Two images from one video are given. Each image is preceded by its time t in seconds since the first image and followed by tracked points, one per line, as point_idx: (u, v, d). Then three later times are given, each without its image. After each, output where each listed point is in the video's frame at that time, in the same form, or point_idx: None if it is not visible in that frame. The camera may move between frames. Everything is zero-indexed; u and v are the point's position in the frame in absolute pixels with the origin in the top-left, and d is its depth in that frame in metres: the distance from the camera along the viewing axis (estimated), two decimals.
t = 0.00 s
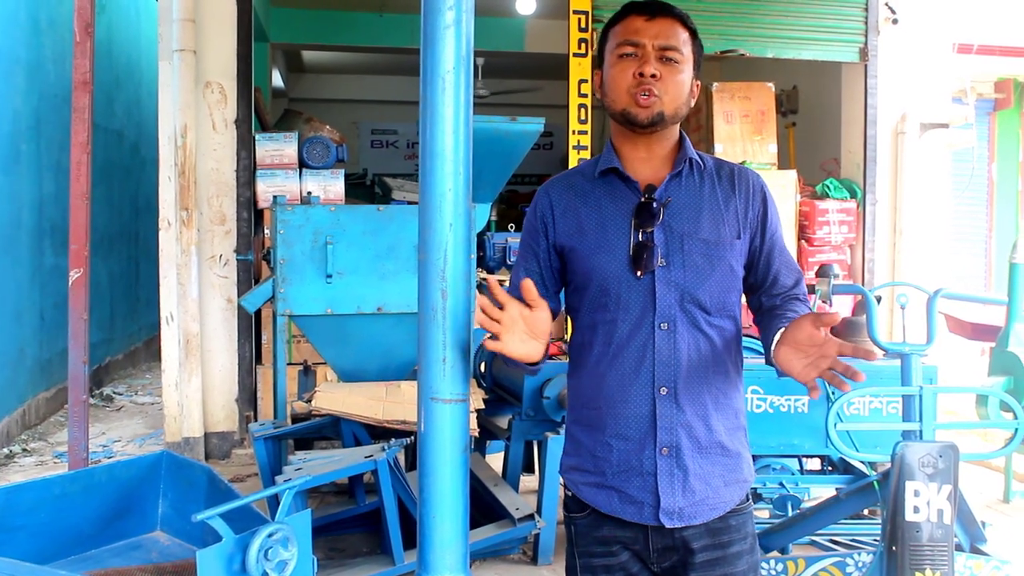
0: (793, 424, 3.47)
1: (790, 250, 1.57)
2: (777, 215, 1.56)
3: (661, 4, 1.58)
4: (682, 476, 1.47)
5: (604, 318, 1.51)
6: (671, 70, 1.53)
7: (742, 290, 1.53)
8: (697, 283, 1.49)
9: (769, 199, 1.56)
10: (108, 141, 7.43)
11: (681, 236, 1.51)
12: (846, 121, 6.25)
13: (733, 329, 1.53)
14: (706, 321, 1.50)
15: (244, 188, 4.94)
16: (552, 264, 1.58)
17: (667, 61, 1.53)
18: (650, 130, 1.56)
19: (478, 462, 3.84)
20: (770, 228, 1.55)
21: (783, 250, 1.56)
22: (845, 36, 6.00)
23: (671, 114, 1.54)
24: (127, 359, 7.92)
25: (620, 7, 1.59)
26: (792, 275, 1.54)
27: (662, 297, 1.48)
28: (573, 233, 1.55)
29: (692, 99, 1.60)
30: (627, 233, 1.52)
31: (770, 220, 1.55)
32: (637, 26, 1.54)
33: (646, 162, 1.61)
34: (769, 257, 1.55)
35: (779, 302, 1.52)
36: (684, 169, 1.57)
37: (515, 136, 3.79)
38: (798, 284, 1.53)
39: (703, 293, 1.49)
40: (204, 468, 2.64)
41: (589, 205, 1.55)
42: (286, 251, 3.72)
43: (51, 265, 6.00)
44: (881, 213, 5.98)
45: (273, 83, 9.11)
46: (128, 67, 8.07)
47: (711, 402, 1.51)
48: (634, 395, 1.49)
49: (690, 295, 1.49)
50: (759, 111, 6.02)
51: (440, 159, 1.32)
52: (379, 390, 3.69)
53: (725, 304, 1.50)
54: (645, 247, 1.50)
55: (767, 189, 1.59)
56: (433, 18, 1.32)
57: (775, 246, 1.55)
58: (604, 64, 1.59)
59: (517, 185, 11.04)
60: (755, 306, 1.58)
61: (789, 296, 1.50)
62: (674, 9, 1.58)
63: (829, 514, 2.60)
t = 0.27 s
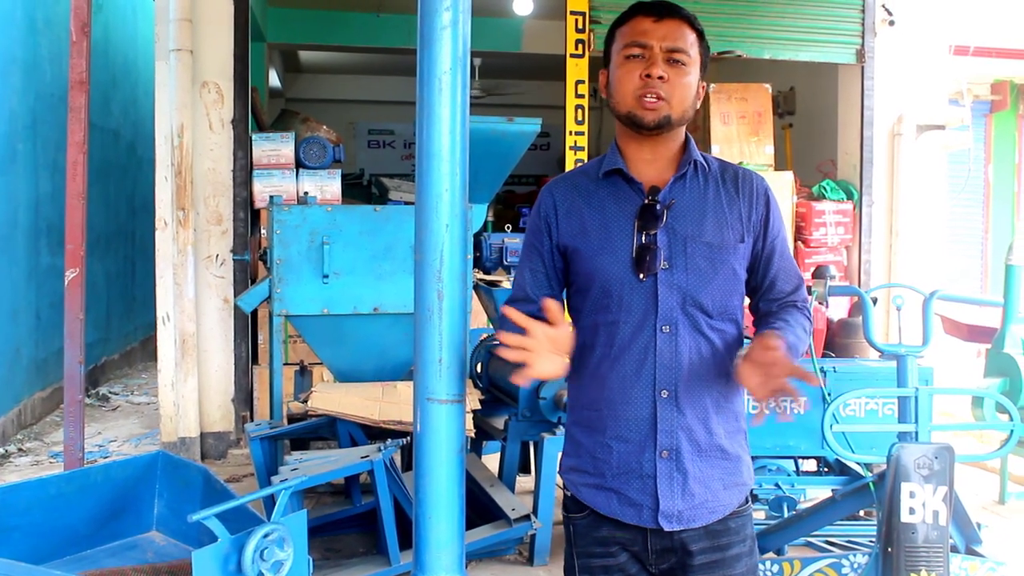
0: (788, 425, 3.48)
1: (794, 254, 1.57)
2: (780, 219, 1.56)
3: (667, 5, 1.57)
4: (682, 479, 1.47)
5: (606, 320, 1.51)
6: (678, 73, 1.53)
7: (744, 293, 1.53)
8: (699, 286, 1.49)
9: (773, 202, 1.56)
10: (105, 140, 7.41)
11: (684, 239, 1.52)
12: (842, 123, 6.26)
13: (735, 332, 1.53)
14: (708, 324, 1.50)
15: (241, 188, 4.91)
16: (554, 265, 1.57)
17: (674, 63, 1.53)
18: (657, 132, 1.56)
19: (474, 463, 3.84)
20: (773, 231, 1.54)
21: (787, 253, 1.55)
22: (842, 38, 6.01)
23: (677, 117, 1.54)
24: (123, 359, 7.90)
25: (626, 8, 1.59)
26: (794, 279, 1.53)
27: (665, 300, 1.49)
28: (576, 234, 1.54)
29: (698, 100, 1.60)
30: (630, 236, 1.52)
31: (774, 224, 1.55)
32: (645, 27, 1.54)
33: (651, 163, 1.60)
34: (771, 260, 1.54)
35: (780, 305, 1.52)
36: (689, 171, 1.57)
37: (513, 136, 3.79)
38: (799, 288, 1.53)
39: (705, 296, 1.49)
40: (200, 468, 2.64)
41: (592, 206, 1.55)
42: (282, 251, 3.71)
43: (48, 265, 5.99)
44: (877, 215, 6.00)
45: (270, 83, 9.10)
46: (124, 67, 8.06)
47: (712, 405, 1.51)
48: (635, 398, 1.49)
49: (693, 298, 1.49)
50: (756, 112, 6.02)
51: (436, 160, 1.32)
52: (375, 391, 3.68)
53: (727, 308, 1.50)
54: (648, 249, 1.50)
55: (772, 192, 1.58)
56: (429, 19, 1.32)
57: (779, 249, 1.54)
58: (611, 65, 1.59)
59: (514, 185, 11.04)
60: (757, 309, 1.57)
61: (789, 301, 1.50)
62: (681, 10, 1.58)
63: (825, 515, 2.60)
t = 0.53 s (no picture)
0: (787, 425, 3.48)
1: (805, 251, 1.54)
2: (789, 218, 1.54)
3: (673, 4, 1.57)
4: (685, 481, 1.47)
5: (612, 320, 1.52)
6: (685, 72, 1.52)
7: (751, 294, 1.52)
8: (704, 287, 1.50)
9: (781, 201, 1.54)
10: (102, 142, 7.40)
11: (690, 240, 1.52)
12: (840, 123, 6.27)
13: (742, 333, 1.52)
14: (713, 325, 1.50)
15: (239, 189, 4.98)
16: (563, 264, 1.57)
17: (680, 63, 1.53)
18: (663, 133, 1.56)
19: (473, 463, 3.83)
20: (782, 231, 1.53)
21: (796, 251, 1.53)
22: (840, 38, 6.01)
23: (684, 117, 1.54)
24: (121, 360, 7.89)
25: (632, 7, 1.59)
26: (803, 276, 1.51)
27: (668, 301, 1.49)
28: (583, 235, 1.55)
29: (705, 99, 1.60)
30: (635, 236, 1.52)
31: (783, 223, 1.53)
32: (650, 27, 1.54)
33: (658, 163, 1.60)
34: (776, 259, 1.52)
35: (788, 305, 1.50)
36: (696, 171, 1.57)
37: (511, 137, 3.79)
38: (808, 286, 1.50)
39: (709, 297, 1.49)
40: (198, 469, 2.63)
41: (599, 206, 1.56)
42: (281, 252, 3.70)
43: (45, 266, 5.98)
44: (875, 214, 6.00)
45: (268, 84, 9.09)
46: (122, 68, 8.05)
47: (716, 408, 1.49)
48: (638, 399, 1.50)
49: (697, 299, 1.50)
50: (753, 112, 6.03)
51: (434, 160, 1.32)
52: (374, 391, 3.68)
53: (732, 309, 1.50)
54: (654, 250, 1.50)
55: (781, 190, 1.56)
56: (428, 20, 1.32)
57: (787, 247, 1.52)
58: (616, 65, 1.59)
59: (512, 186, 11.04)
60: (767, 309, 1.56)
61: (798, 303, 1.49)
62: (687, 8, 1.57)
63: (823, 515, 2.60)
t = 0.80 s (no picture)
0: (784, 426, 3.48)
1: (809, 250, 1.54)
2: (792, 216, 1.53)
3: (669, 4, 1.57)
4: (686, 481, 1.47)
5: (613, 320, 1.52)
6: (682, 72, 1.52)
7: (754, 292, 1.52)
8: (705, 286, 1.49)
9: (783, 200, 1.53)
10: (99, 143, 7.40)
11: (690, 239, 1.51)
12: (837, 124, 6.29)
13: (745, 332, 1.51)
14: (714, 325, 1.49)
15: (236, 190, 4.95)
16: (563, 266, 1.59)
17: (677, 62, 1.53)
18: (661, 133, 1.56)
19: (470, 464, 3.83)
20: (786, 229, 1.52)
21: (801, 250, 1.52)
22: (837, 39, 6.02)
23: (682, 116, 1.54)
24: (118, 361, 7.88)
25: (628, 8, 1.59)
26: (808, 275, 1.51)
27: (668, 301, 1.49)
28: (584, 236, 1.55)
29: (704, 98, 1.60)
30: (635, 237, 1.52)
31: (786, 221, 1.53)
32: (646, 28, 1.54)
33: (657, 164, 1.60)
34: (781, 258, 1.52)
35: (795, 304, 1.50)
36: (696, 171, 1.57)
37: (508, 137, 3.79)
38: (815, 285, 1.50)
39: (710, 296, 1.49)
40: (195, 471, 2.63)
41: (599, 208, 1.56)
42: (278, 253, 3.70)
43: (42, 267, 5.97)
44: (872, 215, 6.01)
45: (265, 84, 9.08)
46: (119, 69, 8.04)
47: (718, 408, 1.49)
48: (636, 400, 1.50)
49: (698, 299, 1.49)
50: (751, 113, 6.04)
51: (431, 161, 1.32)
52: (371, 392, 3.68)
53: (734, 308, 1.50)
54: (654, 249, 1.50)
55: (783, 189, 1.56)
56: (424, 21, 1.32)
57: (792, 246, 1.52)
58: (614, 66, 1.60)
59: (509, 186, 11.04)
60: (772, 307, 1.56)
61: (803, 301, 1.49)
62: (683, 8, 1.57)
63: (819, 516, 2.60)
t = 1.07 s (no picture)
0: (779, 429, 3.48)
1: (799, 251, 1.54)
2: (781, 216, 1.53)
3: (655, 9, 1.58)
4: (680, 482, 1.47)
5: (606, 323, 1.52)
6: (668, 76, 1.52)
7: (745, 293, 1.52)
8: (697, 286, 1.49)
9: (773, 201, 1.53)
10: (96, 143, 7.39)
11: (681, 240, 1.51)
12: (833, 127, 6.30)
13: (737, 332, 1.51)
14: (706, 325, 1.49)
15: (232, 192, 4.92)
16: (557, 271, 1.59)
17: (663, 66, 1.53)
18: (649, 137, 1.57)
19: (465, 467, 3.83)
20: (775, 230, 1.52)
21: (791, 251, 1.52)
22: (833, 42, 6.03)
23: (669, 119, 1.54)
24: (113, 362, 7.87)
25: (615, 13, 1.59)
26: (798, 275, 1.51)
27: (660, 302, 1.49)
28: (575, 240, 1.56)
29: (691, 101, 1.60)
30: (626, 239, 1.53)
31: (776, 222, 1.52)
32: (632, 32, 1.54)
33: (646, 167, 1.60)
34: (771, 259, 1.51)
35: (785, 304, 1.50)
36: (685, 173, 1.57)
37: (505, 140, 3.79)
38: (804, 286, 1.50)
39: (702, 296, 1.49)
40: (190, 472, 2.62)
41: (590, 211, 1.56)
42: (274, 255, 3.70)
43: (38, 268, 5.96)
44: (868, 218, 6.02)
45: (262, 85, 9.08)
46: (115, 69, 8.03)
47: (712, 408, 1.49)
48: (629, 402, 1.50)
49: (690, 299, 1.49)
50: (747, 116, 6.05)
51: (427, 164, 1.32)
52: (367, 394, 3.67)
53: (726, 308, 1.49)
54: (644, 251, 1.50)
55: (773, 190, 1.56)
56: (420, 24, 1.32)
57: (782, 247, 1.51)
58: (601, 71, 1.60)
59: (506, 188, 11.04)
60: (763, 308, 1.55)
61: (793, 302, 1.49)
62: (668, 12, 1.58)
63: (815, 518, 2.59)
